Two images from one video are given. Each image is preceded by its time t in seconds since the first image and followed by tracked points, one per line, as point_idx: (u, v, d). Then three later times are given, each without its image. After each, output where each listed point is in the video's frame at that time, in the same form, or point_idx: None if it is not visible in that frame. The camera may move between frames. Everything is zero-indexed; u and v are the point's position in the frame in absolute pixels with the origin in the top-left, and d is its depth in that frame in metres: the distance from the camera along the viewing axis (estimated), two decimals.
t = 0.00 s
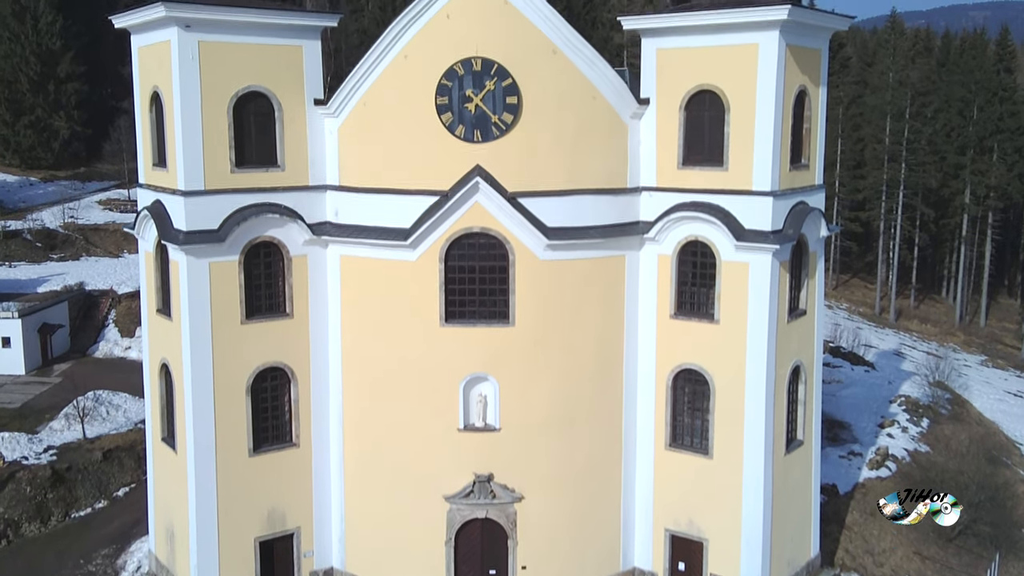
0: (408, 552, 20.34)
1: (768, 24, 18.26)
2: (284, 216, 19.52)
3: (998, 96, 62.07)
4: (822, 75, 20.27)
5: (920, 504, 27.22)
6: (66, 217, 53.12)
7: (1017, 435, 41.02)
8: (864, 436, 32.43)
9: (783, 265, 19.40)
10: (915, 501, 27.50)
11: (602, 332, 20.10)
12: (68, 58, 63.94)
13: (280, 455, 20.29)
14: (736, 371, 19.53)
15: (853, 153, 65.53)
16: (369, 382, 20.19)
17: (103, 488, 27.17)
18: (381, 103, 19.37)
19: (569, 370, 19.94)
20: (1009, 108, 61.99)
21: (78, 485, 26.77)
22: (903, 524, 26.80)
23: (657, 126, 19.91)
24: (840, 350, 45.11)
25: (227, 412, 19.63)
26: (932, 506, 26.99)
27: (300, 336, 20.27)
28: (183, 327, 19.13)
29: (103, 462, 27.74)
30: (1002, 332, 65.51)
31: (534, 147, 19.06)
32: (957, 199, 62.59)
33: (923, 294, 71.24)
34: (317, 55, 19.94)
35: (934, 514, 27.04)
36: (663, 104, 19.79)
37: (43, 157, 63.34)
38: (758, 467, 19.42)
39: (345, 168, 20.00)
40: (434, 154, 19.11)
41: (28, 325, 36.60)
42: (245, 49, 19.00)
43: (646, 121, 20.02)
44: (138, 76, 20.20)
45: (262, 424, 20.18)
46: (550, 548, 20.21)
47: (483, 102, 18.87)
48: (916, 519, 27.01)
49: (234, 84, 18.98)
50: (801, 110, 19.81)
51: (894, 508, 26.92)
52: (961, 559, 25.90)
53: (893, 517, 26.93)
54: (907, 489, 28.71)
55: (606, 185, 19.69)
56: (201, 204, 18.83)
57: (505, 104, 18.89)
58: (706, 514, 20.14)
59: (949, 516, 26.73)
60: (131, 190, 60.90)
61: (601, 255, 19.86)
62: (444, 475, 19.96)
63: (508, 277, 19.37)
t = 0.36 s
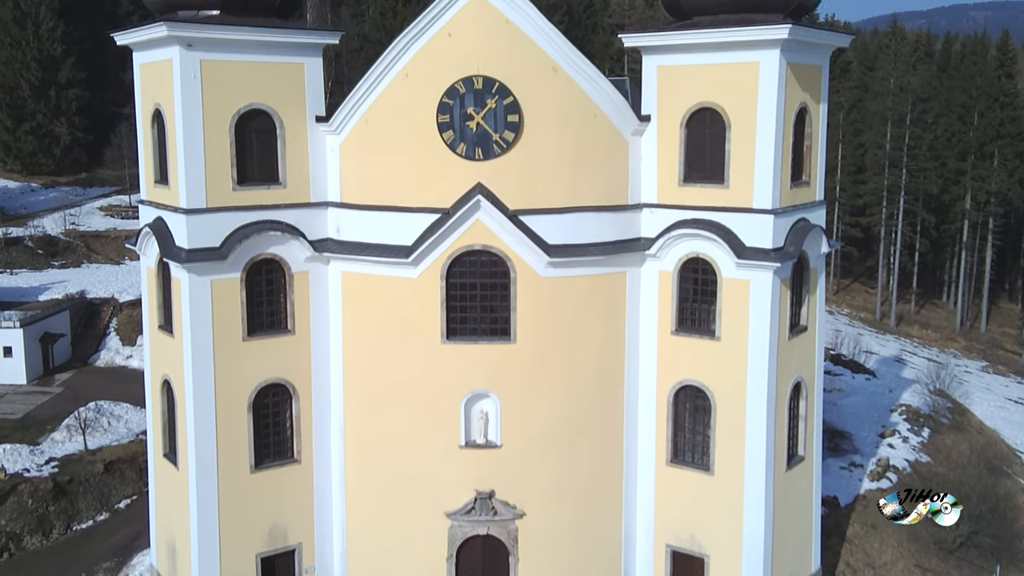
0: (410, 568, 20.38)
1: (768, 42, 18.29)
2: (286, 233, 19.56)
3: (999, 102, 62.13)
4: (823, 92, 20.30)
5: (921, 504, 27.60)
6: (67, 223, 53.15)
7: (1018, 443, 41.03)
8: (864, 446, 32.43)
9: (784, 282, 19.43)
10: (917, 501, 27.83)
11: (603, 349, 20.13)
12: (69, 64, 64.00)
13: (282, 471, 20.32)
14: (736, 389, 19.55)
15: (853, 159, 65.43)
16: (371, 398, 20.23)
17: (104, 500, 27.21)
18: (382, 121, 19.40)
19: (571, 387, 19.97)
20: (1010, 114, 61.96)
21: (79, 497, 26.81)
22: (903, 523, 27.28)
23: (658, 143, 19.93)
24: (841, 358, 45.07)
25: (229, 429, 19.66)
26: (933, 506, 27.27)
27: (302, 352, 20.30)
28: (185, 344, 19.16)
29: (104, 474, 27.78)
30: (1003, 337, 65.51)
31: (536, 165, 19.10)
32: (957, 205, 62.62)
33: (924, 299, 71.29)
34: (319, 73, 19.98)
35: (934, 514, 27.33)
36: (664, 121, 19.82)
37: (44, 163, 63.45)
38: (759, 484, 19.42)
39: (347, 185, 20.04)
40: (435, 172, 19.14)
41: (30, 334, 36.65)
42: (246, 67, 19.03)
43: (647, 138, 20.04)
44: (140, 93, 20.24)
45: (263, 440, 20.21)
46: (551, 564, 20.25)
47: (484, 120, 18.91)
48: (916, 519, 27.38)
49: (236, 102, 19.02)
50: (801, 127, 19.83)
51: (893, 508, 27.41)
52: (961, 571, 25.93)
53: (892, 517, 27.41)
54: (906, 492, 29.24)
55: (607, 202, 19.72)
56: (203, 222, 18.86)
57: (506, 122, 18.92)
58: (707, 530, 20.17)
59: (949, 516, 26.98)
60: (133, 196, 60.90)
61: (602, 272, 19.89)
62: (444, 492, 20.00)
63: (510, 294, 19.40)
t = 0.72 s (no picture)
0: None
1: (769, 61, 18.36)
2: (287, 249, 19.62)
3: (999, 107, 62.27)
4: (823, 109, 20.36)
5: (921, 504, 28.32)
6: (68, 230, 53.17)
7: (1017, 451, 41.09)
8: (865, 456, 32.52)
9: (785, 298, 19.47)
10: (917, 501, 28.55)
11: (604, 365, 20.17)
12: (70, 69, 63.95)
13: (283, 486, 20.37)
14: (737, 405, 19.59)
15: (854, 164, 65.51)
16: (372, 414, 20.29)
17: (106, 512, 27.24)
18: (383, 138, 19.46)
19: (572, 402, 20.01)
20: (1010, 119, 61.86)
21: (81, 509, 26.86)
22: (903, 523, 28.04)
23: (659, 159, 19.99)
24: (841, 366, 45.02)
25: (231, 445, 19.70)
26: (933, 506, 27.94)
27: (303, 368, 20.33)
28: (187, 361, 19.21)
29: (106, 485, 27.84)
30: (1003, 342, 65.54)
31: (536, 182, 19.15)
32: (958, 211, 62.63)
33: (924, 303, 71.38)
34: (321, 90, 20.04)
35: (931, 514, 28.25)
36: (664, 138, 19.88)
37: (44, 169, 63.45)
38: (759, 501, 19.46)
39: (348, 201, 20.09)
40: (435, 189, 19.19)
41: (31, 343, 36.71)
42: (248, 84, 19.10)
43: (647, 154, 20.09)
44: (142, 110, 20.30)
45: (265, 456, 20.27)
46: None
47: (485, 138, 18.97)
48: (916, 519, 28.19)
49: (238, 120, 19.08)
50: (801, 144, 19.88)
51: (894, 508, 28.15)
52: None
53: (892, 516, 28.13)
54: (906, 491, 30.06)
55: (607, 219, 19.77)
56: (204, 239, 18.92)
57: (507, 140, 18.97)
58: (707, 546, 20.22)
59: (948, 516, 27.37)
60: (134, 202, 60.89)
61: (603, 288, 19.93)
62: (446, 508, 20.06)
63: (510, 311, 19.44)
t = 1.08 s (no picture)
0: None
1: (769, 80, 18.43)
2: (289, 266, 19.69)
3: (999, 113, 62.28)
4: (823, 125, 20.45)
5: (921, 504, 28.45)
6: (70, 236, 53.27)
7: (1017, 460, 41.14)
8: (865, 466, 32.61)
9: (785, 315, 19.53)
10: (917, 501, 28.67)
11: (605, 380, 20.24)
12: (72, 76, 64.03)
13: (285, 502, 20.44)
14: (737, 422, 19.65)
15: (855, 170, 65.60)
16: (373, 430, 20.37)
17: (107, 524, 27.29)
18: (384, 156, 19.54)
19: (572, 419, 20.09)
20: (1011, 125, 61.98)
21: (83, 521, 26.91)
22: (903, 523, 28.36)
23: (659, 177, 20.06)
24: (841, 373, 44.97)
25: (232, 461, 19.77)
26: (933, 506, 28.05)
27: (305, 384, 20.41)
28: (189, 377, 19.30)
29: (108, 497, 27.89)
30: (1004, 347, 65.59)
31: (537, 200, 19.23)
32: (959, 217, 62.82)
33: (925, 308, 71.50)
34: (323, 107, 20.12)
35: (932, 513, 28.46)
36: (664, 155, 19.94)
37: (47, 175, 63.68)
38: (759, 517, 19.51)
39: (349, 218, 20.16)
40: (437, 207, 19.27)
41: (33, 352, 36.80)
42: (250, 102, 19.18)
43: (647, 171, 20.17)
44: (144, 127, 20.38)
45: (266, 472, 20.34)
46: None
47: (486, 157, 19.05)
48: (916, 518, 28.38)
49: (240, 138, 19.16)
50: (801, 162, 19.96)
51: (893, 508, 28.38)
52: None
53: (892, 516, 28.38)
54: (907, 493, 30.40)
55: (607, 236, 19.84)
56: (206, 257, 18.99)
57: (508, 158, 19.05)
58: (707, 561, 20.29)
59: (948, 516, 27.68)
60: (135, 208, 60.94)
61: (604, 305, 20.00)
62: (447, 524, 20.16)
63: (511, 328, 19.50)
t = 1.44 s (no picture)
0: None
1: (769, 99, 18.51)
2: (291, 283, 19.76)
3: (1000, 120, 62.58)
4: (823, 142, 20.52)
5: (921, 504, 28.44)
6: (72, 243, 53.35)
7: (1017, 468, 41.19)
8: (866, 477, 32.71)
9: (785, 332, 19.59)
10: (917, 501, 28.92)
11: (606, 397, 20.30)
12: (74, 82, 64.23)
13: (287, 517, 20.51)
14: (737, 438, 19.71)
15: (856, 175, 65.59)
16: (375, 446, 20.44)
17: (109, 535, 27.30)
18: (386, 174, 19.61)
19: (573, 435, 20.15)
20: (1012, 131, 62.22)
21: (85, 532, 26.94)
22: (903, 522, 28.06)
23: (659, 193, 20.12)
24: (842, 381, 44.92)
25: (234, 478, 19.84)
26: (934, 506, 28.12)
27: (307, 400, 20.48)
28: (190, 393, 19.37)
29: (110, 508, 27.95)
30: (1005, 353, 65.65)
31: (538, 218, 19.29)
32: (960, 223, 62.72)
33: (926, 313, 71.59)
34: (324, 124, 20.20)
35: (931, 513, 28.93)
36: (664, 173, 20.01)
37: (49, 181, 63.75)
38: (760, 533, 19.56)
39: (351, 234, 20.23)
40: (437, 225, 19.34)
41: (35, 361, 36.89)
42: (252, 120, 19.26)
43: (648, 188, 20.23)
44: (146, 144, 20.47)
45: (268, 488, 20.41)
46: None
47: (487, 175, 19.13)
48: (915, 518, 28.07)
49: (242, 156, 19.24)
50: (801, 179, 20.03)
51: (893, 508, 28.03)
52: None
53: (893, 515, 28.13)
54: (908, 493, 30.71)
55: (607, 253, 19.91)
56: (208, 275, 19.06)
57: (509, 177, 19.13)
58: None
59: (948, 516, 27.84)
60: (137, 213, 61.01)
61: (604, 321, 20.06)
62: (448, 540, 20.25)
63: (513, 344, 19.57)
